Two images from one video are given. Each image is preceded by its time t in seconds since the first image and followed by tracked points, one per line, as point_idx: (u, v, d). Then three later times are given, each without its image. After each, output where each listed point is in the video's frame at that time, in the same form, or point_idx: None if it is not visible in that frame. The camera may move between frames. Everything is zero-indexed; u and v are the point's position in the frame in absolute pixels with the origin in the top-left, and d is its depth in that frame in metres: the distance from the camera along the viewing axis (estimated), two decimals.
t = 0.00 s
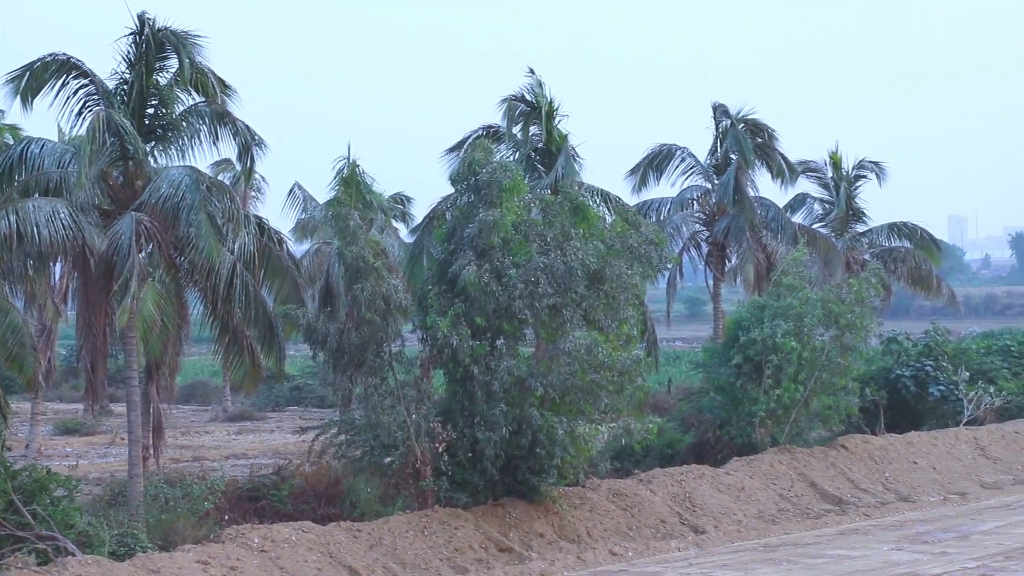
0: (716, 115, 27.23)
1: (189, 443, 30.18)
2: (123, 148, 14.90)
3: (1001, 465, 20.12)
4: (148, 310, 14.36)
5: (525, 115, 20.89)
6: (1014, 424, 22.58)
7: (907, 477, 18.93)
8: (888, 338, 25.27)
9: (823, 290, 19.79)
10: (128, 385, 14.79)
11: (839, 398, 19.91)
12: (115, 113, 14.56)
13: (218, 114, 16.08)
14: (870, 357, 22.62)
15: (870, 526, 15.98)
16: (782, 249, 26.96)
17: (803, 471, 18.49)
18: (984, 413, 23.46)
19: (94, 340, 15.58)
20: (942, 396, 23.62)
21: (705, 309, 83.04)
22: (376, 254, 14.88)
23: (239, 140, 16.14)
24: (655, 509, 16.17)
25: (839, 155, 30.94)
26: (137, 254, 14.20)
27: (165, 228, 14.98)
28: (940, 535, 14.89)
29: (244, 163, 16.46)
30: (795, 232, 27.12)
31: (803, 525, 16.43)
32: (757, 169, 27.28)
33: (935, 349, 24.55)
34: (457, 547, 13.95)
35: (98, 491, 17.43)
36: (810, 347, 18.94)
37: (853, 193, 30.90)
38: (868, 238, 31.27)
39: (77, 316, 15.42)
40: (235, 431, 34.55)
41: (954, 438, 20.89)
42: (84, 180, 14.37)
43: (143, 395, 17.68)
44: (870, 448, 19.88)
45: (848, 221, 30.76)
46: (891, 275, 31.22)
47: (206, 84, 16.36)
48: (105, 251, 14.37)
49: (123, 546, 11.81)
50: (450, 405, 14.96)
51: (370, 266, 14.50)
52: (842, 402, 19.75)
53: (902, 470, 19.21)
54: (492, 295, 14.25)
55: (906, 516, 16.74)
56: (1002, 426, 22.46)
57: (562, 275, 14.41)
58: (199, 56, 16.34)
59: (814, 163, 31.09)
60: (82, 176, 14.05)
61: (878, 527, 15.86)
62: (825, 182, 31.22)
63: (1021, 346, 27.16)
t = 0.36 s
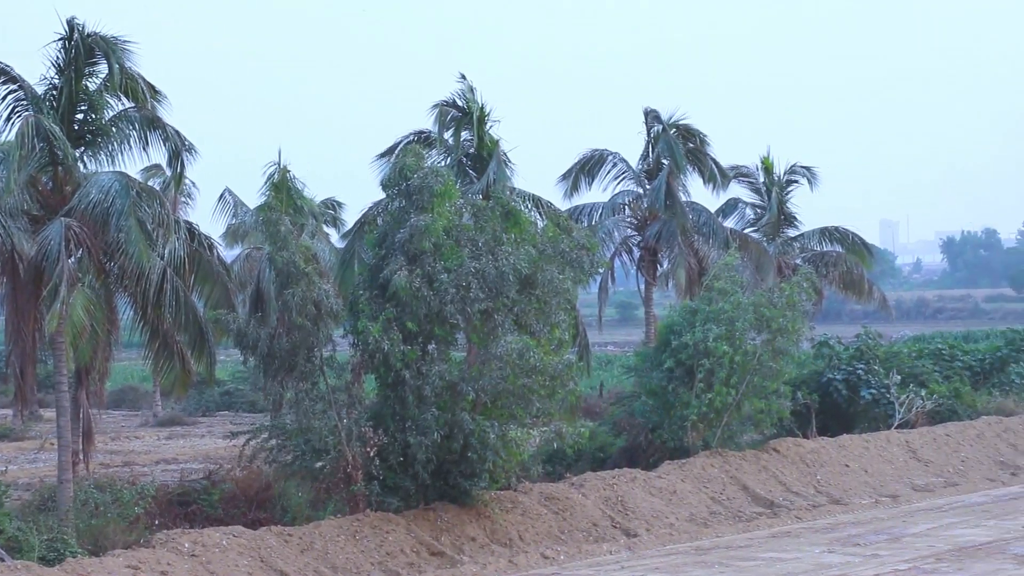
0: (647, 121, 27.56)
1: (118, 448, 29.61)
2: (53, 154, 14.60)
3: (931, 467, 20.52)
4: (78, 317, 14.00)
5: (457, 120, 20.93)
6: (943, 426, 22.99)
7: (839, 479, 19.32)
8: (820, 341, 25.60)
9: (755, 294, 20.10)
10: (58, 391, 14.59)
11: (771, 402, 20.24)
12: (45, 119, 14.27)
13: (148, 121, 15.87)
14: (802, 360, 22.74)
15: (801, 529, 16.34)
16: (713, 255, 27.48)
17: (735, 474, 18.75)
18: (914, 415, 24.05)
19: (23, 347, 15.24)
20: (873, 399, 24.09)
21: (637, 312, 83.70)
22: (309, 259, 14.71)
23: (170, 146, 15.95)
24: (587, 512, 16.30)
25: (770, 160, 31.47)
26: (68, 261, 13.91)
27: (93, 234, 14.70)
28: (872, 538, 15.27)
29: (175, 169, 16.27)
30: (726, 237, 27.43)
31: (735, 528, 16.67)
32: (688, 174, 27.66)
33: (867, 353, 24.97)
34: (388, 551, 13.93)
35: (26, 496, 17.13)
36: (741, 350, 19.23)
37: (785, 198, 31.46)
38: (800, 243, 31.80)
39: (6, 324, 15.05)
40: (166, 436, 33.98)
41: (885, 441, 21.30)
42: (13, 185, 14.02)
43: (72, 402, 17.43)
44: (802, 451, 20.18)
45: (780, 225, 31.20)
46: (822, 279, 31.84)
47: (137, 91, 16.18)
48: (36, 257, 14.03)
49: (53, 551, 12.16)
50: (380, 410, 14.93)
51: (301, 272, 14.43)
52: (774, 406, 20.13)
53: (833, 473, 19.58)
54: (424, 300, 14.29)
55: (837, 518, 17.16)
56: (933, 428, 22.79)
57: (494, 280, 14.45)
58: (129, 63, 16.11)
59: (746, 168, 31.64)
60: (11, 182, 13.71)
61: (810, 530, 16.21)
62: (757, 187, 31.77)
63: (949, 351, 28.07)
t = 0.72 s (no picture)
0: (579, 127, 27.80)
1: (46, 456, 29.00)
2: None
3: (863, 471, 20.95)
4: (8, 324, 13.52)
5: (389, 126, 20.87)
6: (873, 430, 23.44)
7: (770, 483, 19.67)
8: (752, 347, 26.05)
9: (687, 299, 20.38)
10: None
11: (703, 406, 20.53)
12: None
13: (80, 127, 15.95)
14: (734, 363, 23.07)
15: (733, 533, 16.65)
16: (645, 260, 27.56)
17: (667, 477, 18.97)
18: (846, 419, 24.55)
19: None
20: (805, 403, 24.53)
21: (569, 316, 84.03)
22: (241, 265, 14.59)
23: (102, 152, 16.19)
24: (519, 517, 16.37)
25: (702, 166, 31.93)
26: None
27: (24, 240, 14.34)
28: (804, 541, 15.63)
29: (106, 175, 16.54)
30: (658, 242, 27.63)
31: (668, 532, 16.90)
32: (621, 180, 27.96)
33: (798, 357, 25.42)
34: (320, 557, 13.86)
35: None
36: (674, 355, 19.47)
37: (717, 203, 31.87)
38: (731, 248, 32.09)
39: None
40: (97, 442, 33.33)
41: (817, 445, 21.67)
42: None
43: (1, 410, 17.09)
44: (734, 455, 20.43)
45: (712, 230, 31.64)
46: (755, 284, 32.35)
47: (69, 96, 16.29)
48: None
49: None
50: (313, 415, 14.84)
51: (233, 277, 14.31)
52: (706, 411, 20.39)
53: (766, 476, 19.92)
54: (356, 306, 14.24)
55: (769, 522, 17.54)
56: (865, 432, 23.21)
57: (426, 285, 14.48)
58: (61, 68, 16.20)
59: (678, 173, 32.06)
60: None
61: (742, 534, 16.53)
62: (689, 192, 32.22)
63: (880, 355, 28.48)
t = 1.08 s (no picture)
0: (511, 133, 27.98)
1: None
2: None
3: (791, 476, 21.39)
4: None
5: (321, 132, 20.78)
6: (801, 435, 23.90)
7: (700, 489, 19.96)
8: (681, 352, 26.42)
9: (616, 305, 20.67)
10: None
11: (632, 412, 20.78)
12: None
13: (12, 134, 16.89)
14: (664, 368, 23.38)
15: (662, 538, 16.87)
16: (574, 266, 27.78)
17: (597, 484, 19.14)
18: (773, 425, 24.99)
19: None
20: (733, 408, 24.95)
21: (501, 322, 84.14)
22: (173, 272, 14.40)
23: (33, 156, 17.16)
24: (450, 523, 16.38)
25: (631, 173, 32.29)
26: None
27: None
28: (732, 546, 15.89)
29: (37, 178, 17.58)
30: (588, 248, 27.77)
31: (598, 538, 17.08)
32: (551, 186, 28.15)
33: (727, 363, 25.80)
34: (252, 564, 13.71)
35: None
36: (603, 361, 19.70)
37: (646, 209, 32.37)
38: (660, 254, 32.76)
39: None
40: (25, 450, 32.52)
41: (745, 450, 22.03)
42: None
43: None
44: (663, 461, 20.67)
45: (640, 236, 32.02)
46: (683, 290, 32.80)
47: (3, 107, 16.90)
48: None
49: None
50: (245, 422, 14.68)
51: (165, 285, 14.10)
52: (634, 416, 20.61)
53: (694, 482, 20.20)
54: (288, 312, 14.14)
55: (697, 528, 17.83)
56: (793, 437, 23.65)
57: (358, 292, 14.46)
58: None
59: (608, 180, 32.39)
60: None
61: (670, 540, 16.75)
62: (619, 199, 32.58)
63: (808, 360, 28.99)
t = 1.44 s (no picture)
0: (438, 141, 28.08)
1: None
2: None
3: (715, 483, 21.78)
4: None
5: (250, 139, 20.70)
6: (725, 441, 24.31)
7: (625, 496, 20.20)
8: (607, 360, 26.74)
9: (542, 313, 20.87)
10: None
11: (558, 419, 20.92)
12: None
13: None
14: (590, 374, 23.65)
15: (589, 545, 17.03)
16: (501, 272, 27.77)
17: (524, 491, 19.24)
18: (697, 431, 25.40)
19: None
20: (657, 415, 25.33)
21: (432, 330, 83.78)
22: (103, 280, 14.19)
23: None
24: (379, 531, 16.35)
25: (557, 180, 32.56)
26: None
27: None
28: (658, 553, 16.12)
29: None
30: (515, 255, 27.85)
31: (526, 545, 17.19)
32: (479, 194, 28.26)
33: (651, 370, 26.14)
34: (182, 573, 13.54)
35: None
36: (529, 368, 19.86)
37: (572, 217, 32.65)
38: (586, 261, 33.11)
39: None
40: None
41: (670, 457, 22.35)
42: None
43: None
44: (588, 468, 20.87)
45: (565, 244, 32.29)
46: (609, 297, 33.14)
47: None
48: None
49: None
50: (174, 430, 14.48)
51: (95, 293, 13.88)
52: (560, 423, 20.76)
53: (620, 489, 20.44)
54: (217, 320, 14.00)
55: (624, 534, 18.05)
56: (717, 443, 24.07)
57: (286, 300, 14.38)
58: None
59: (534, 188, 32.61)
60: None
61: (596, 547, 16.93)
62: (545, 206, 32.86)
63: (732, 367, 29.59)
